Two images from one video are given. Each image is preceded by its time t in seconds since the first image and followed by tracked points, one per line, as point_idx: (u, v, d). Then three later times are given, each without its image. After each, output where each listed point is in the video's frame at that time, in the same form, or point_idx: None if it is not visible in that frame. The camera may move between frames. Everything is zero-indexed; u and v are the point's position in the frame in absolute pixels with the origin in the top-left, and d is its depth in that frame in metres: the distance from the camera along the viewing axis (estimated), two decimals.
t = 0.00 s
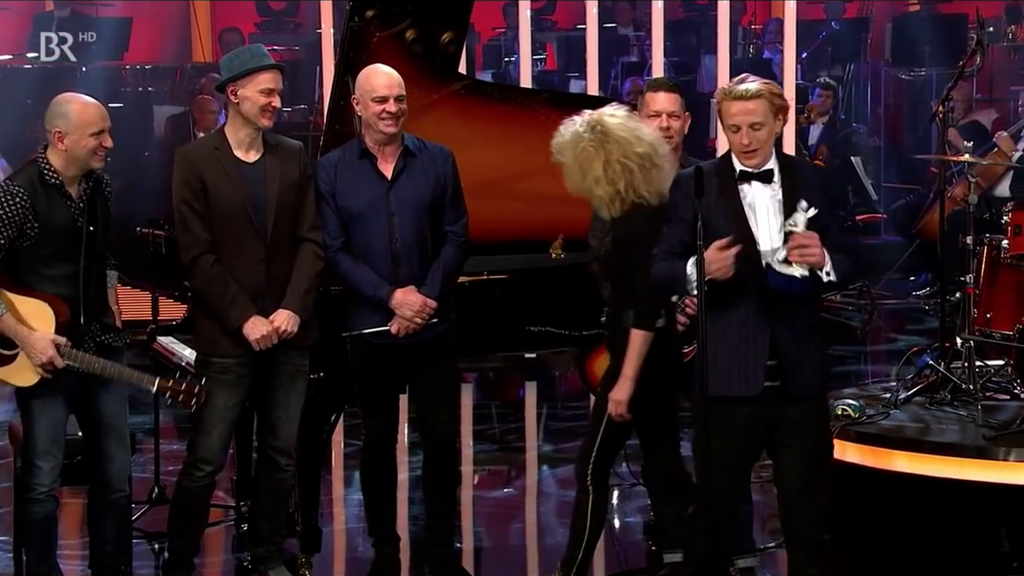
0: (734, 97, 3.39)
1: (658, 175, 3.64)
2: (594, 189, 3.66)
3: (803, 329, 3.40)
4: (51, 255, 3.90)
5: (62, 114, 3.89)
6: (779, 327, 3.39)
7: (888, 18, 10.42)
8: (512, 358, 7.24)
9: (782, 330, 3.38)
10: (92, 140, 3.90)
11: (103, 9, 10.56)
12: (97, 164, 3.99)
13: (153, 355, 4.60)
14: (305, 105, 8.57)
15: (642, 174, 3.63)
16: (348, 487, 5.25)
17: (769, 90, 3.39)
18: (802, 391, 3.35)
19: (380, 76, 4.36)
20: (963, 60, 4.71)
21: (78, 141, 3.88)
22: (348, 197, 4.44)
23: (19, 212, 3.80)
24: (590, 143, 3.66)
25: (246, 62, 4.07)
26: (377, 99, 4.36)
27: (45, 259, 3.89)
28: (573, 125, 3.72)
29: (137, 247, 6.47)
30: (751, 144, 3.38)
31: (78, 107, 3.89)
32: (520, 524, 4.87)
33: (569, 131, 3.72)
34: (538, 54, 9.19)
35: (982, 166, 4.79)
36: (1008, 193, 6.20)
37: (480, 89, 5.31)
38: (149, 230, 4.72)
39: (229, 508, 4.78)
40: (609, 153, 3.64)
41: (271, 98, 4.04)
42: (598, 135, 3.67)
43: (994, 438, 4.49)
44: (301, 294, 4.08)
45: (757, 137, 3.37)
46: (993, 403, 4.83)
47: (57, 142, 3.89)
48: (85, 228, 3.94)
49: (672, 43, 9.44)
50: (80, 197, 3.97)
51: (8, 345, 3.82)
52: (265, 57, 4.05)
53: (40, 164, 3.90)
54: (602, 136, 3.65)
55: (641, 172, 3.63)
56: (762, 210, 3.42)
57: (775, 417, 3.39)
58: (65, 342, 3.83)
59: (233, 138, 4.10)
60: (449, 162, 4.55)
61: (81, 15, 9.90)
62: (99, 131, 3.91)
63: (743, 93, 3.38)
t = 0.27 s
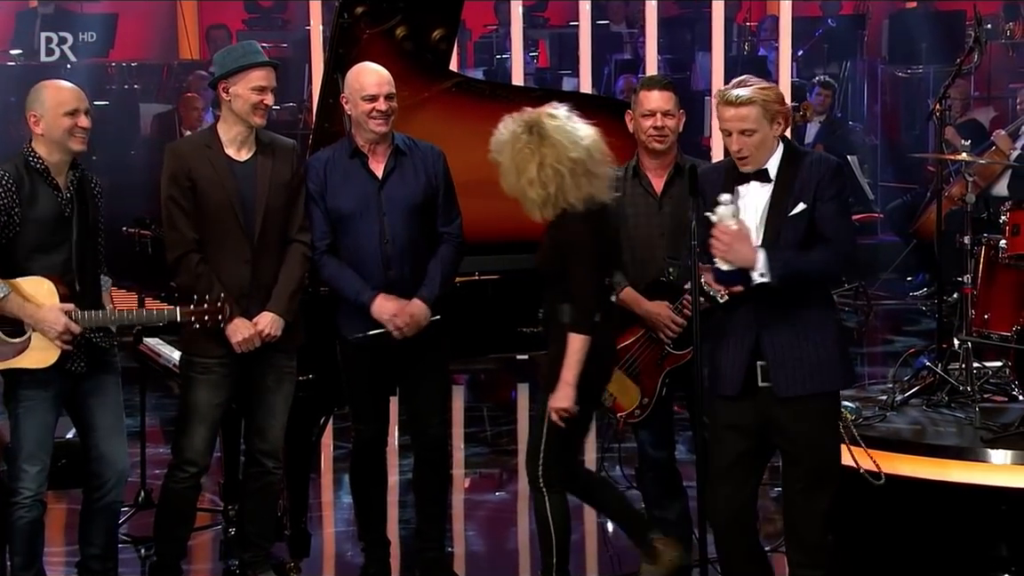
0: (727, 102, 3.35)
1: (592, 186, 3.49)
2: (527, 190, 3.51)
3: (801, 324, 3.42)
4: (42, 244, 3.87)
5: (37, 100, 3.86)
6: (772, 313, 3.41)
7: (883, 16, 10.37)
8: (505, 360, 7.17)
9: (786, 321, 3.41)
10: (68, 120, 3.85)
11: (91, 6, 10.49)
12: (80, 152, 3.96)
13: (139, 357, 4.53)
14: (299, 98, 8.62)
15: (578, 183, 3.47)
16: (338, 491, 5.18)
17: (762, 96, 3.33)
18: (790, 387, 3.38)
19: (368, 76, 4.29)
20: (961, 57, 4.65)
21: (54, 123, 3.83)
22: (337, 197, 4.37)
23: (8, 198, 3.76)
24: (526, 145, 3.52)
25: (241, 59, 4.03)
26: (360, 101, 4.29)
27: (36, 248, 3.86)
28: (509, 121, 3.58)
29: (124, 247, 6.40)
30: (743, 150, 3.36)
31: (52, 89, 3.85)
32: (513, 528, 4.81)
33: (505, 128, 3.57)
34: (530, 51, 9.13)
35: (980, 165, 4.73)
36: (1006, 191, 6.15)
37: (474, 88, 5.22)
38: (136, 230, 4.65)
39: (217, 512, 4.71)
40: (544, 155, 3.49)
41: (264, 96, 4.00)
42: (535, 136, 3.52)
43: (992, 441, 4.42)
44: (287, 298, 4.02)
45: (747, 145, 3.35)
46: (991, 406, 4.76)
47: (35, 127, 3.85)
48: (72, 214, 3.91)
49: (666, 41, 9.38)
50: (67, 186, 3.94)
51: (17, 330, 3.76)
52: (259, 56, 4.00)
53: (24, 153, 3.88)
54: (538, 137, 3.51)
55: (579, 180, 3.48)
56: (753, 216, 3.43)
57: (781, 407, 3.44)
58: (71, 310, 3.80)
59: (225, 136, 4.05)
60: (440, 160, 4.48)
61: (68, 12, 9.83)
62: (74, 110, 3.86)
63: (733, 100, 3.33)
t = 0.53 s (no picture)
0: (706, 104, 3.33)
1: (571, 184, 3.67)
2: (503, 167, 3.65)
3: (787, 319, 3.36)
4: (39, 240, 3.82)
5: (31, 94, 3.83)
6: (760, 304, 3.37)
7: (880, 14, 10.33)
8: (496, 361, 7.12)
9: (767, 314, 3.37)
10: (61, 110, 3.82)
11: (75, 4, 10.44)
12: (78, 148, 3.92)
13: (126, 358, 4.47)
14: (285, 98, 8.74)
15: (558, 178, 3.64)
16: (328, 494, 5.13)
17: (737, 103, 3.29)
18: (769, 388, 3.36)
19: (355, 77, 4.22)
20: (958, 55, 4.59)
21: (47, 114, 3.80)
22: (327, 197, 4.30)
23: (4, 192, 3.73)
24: (510, 124, 3.68)
25: (226, 57, 4.09)
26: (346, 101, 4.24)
27: (33, 244, 3.81)
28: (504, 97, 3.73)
29: (110, 245, 6.35)
30: (720, 151, 3.35)
31: (44, 83, 3.82)
32: (505, 531, 4.76)
33: (498, 103, 3.73)
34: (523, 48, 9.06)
35: (977, 164, 4.67)
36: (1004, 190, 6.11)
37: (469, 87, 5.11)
38: (123, 230, 4.59)
39: (204, 516, 4.66)
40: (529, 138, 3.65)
41: (247, 93, 4.04)
42: (526, 116, 3.68)
43: (990, 442, 4.37)
44: (269, 299, 4.05)
45: (722, 148, 3.34)
46: (988, 407, 4.71)
47: (30, 122, 3.82)
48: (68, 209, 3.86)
49: (660, 38, 9.33)
50: (65, 183, 3.90)
51: (22, 323, 3.75)
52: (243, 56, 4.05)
53: (24, 148, 3.84)
54: (533, 119, 3.68)
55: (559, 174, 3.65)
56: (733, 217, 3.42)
57: (763, 407, 3.41)
58: (76, 296, 3.79)
59: (208, 135, 4.09)
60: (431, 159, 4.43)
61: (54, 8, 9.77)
62: (67, 100, 3.82)
63: (710, 103, 3.32)
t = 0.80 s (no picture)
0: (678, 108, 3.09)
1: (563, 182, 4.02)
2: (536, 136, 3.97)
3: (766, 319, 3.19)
4: (22, 241, 3.74)
5: (4, 93, 3.76)
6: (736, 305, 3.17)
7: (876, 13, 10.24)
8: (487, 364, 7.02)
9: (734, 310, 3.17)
10: (34, 109, 3.73)
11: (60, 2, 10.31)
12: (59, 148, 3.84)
13: (107, 362, 4.38)
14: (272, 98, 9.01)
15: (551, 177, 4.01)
16: (314, 499, 5.03)
17: (709, 110, 3.05)
18: (736, 392, 3.13)
19: (338, 73, 4.18)
20: (958, 51, 4.49)
21: (20, 113, 3.72)
22: (311, 198, 4.26)
23: None
24: (529, 116, 3.95)
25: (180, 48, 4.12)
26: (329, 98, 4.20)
27: (15, 245, 3.73)
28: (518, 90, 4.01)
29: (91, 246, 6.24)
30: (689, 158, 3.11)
31: (16, 81, 3.75)
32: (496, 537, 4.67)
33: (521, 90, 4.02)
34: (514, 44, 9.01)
35: (978, 162, 4.58)
36: (1006, 189, 6.02)
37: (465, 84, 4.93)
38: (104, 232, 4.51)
39: (188, 523, 4.57)
40: (544, 132, 3.97)
41: (204, 84, 4.07)
42: (541, 112, 3.98)
43: (990, 447, 4.27)
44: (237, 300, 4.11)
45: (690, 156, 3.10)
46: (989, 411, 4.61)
47: (6, 122, 3.75)
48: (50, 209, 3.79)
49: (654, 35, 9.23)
50: (47, 184, 3.83)
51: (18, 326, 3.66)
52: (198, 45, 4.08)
53: None
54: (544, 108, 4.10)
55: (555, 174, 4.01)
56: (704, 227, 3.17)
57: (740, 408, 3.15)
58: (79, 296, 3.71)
59: (174, 132, 4.15)
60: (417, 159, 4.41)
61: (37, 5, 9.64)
62: (40, 100, 3.74)
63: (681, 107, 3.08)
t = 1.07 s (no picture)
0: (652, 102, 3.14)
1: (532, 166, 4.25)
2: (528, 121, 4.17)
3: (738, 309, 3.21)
4: None
5: None
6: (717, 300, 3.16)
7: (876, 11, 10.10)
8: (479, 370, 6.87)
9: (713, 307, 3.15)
10: None
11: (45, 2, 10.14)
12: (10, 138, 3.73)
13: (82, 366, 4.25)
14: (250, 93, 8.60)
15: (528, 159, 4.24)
16: (299, 508, 4.89)
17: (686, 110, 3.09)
18: (706, 391, 3.10)
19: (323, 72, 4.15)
20: (963, 45, 4.35)
21: None
22: (292, 197, 4.23)
23: None
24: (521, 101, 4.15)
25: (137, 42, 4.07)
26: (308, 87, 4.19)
27: None
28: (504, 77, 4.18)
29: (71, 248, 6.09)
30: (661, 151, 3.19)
31: None
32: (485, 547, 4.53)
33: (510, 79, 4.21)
34: (503, 38, 8.63)
35: (983, 160, 4.43)
36: (1012, 189, 5.87)
37: (452, 78, 4.83)
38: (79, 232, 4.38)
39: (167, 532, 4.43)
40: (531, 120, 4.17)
41: (166, 77, 4.03)
42: (528, 100, 4.17)
43: (997, 453, 4.15)
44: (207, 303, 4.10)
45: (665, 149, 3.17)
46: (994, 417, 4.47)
47: None
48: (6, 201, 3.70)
49: (653, 27, 8.58)
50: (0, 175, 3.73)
51: None
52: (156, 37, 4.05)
53: None
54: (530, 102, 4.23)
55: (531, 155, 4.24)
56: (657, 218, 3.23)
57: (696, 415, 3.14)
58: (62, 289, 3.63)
59: (140, 129, 4.09)
60: (401, 157, 4.39)
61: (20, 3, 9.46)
62: None
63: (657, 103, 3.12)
